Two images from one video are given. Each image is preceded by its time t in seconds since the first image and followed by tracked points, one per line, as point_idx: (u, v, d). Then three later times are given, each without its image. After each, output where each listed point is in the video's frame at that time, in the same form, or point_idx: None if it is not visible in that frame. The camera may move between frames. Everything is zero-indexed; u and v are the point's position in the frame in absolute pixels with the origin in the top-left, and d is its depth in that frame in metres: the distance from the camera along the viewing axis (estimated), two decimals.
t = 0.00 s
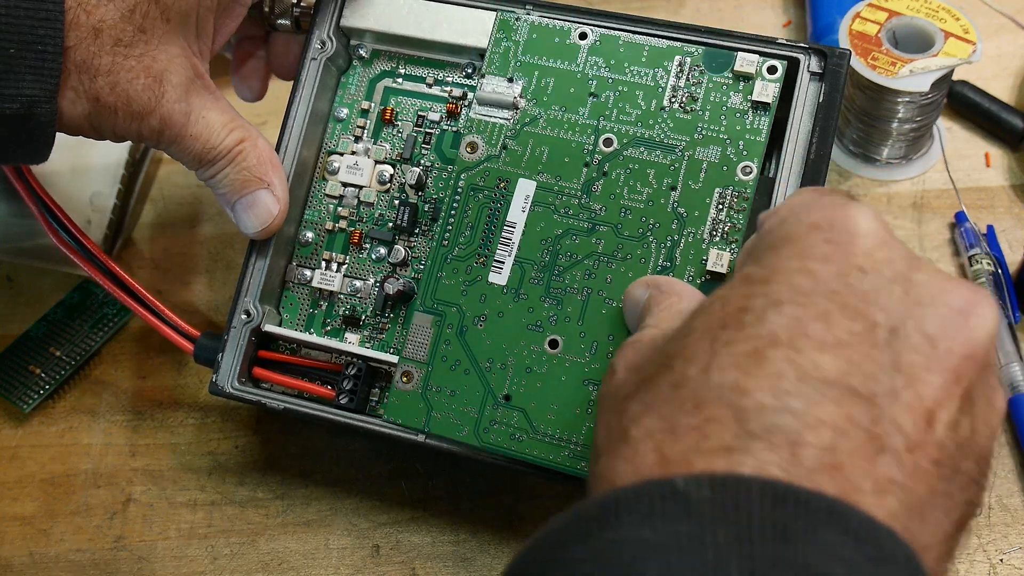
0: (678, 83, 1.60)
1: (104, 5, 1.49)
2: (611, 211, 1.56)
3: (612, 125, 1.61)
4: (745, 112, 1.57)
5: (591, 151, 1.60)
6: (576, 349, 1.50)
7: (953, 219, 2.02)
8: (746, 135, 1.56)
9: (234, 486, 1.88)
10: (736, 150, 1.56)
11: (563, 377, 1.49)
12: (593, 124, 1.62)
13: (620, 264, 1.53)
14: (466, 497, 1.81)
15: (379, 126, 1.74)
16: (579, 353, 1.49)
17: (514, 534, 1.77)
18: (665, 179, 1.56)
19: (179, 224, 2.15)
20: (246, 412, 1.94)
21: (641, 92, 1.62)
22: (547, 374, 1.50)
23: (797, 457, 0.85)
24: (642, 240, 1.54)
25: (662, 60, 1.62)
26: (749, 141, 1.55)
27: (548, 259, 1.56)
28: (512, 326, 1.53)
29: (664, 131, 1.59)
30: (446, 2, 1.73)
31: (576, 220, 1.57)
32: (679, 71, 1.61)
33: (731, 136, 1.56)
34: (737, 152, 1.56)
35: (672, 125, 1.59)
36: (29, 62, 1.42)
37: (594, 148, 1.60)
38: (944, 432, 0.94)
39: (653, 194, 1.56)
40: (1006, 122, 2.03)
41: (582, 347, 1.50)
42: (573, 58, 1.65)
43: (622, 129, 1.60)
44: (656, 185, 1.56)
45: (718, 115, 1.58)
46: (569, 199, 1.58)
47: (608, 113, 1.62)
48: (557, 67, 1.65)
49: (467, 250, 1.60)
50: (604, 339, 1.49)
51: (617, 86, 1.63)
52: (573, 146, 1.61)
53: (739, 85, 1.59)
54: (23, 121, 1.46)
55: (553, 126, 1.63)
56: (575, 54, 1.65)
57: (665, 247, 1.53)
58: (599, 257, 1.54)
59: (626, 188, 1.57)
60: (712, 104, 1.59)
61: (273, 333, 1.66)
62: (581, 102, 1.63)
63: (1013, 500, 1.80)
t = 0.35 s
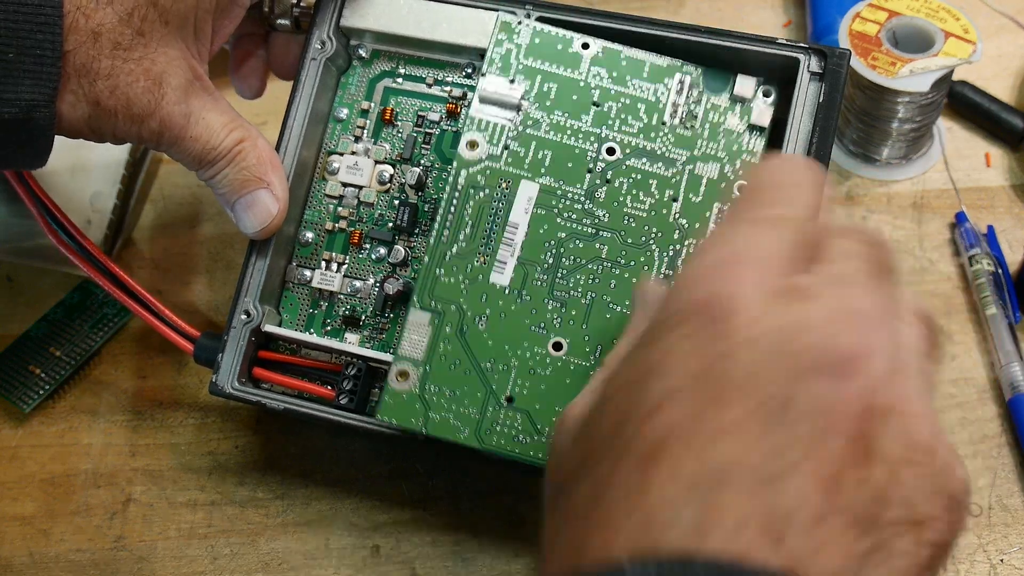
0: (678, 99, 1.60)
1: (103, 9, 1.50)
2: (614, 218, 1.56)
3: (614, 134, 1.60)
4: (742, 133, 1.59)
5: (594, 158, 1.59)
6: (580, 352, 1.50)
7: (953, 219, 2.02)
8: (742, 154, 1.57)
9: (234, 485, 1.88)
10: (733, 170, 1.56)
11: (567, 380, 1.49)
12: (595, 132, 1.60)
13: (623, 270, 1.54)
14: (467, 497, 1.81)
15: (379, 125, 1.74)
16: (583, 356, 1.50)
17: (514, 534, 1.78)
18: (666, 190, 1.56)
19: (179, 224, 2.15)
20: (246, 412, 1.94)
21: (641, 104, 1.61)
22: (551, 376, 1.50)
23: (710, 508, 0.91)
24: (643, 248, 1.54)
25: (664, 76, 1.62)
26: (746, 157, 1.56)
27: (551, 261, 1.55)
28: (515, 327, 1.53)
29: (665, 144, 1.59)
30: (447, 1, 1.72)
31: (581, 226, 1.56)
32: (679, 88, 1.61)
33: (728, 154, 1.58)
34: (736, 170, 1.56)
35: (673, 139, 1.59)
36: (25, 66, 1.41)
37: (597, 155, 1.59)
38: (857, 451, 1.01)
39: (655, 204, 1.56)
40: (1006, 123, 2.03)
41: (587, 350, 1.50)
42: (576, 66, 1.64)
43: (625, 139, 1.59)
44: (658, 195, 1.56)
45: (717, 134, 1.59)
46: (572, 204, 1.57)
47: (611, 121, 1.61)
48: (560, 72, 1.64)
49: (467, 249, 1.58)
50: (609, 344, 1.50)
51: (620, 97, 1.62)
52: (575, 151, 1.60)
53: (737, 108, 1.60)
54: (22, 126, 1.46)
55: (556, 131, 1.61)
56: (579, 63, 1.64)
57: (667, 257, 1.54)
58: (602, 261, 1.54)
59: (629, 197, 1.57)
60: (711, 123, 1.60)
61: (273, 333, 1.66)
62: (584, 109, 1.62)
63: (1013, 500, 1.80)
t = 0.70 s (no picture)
0: (677, 92, 1.60)
1: (98, 12, 1.50)
2: (613, 218, 1.55)
3: (613, 134, 1.60)
4: (744, 122, 1.57)
5: (592, 160, 1.59)
6: (582, 356, 1.50)
7: (953, 219, 2.02)
8: (747, 145, 1.56)
9: (234, 485, 1.88)
10: (735, 160, 1.55)
11: (569, 386, 1.50)
12: (592, 133, 1.60)
13: (624, 272, 1.53)
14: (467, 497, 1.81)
15: (378, 126, 1.74)
16: (585, 361, 1.50)
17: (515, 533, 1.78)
18: (666, 188, 1.56)
19: (179, 224, 2.15)
20: (246, 412, 1.93)
21: (639, 99, 1.61)
22: (552, 382, 1.50)
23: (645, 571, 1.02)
24: (644, 248, 1.54)
25: (661, 69, 1.62)
26: (749, 147, 1.55)
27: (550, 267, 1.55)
28: (515, 333, 1.53)
29: (665, 140, 1.58)
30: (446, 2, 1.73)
31: (578, 228, 1.56)
32: (677, 81, 1.61)
33: (730, 146, 1.57)
34: (740, 160, 1.55)
35: (672, 134, 1.58)
36: (20, 70, 1.41)
37: (595, 157, 1.59)
38: None
39: (655, 203, 1.55)
40: (1006, 123, 2.03)
41: (587, 353, 1.50)
42: (572, 67, 1.64)
43: (622, 138, 1.59)
44: (657, 194, 1.56)
45: (718, 126, 1.58)
46: (570, 207, 1.57)
47: (609, 121, 1.61)
48: (556, 75, 1.64)
49: (466, 256, 1.58)
50: (610, 346, 1.50)
51: (617, 95, 1.62)
52: (573, 154, 1.60)
53: (739, 96, 1.59)
54: (18, 130, 1.46)
55: (553, 135, 1.61)
56: (575, 63, 1.64)
57: (668, 255, 1.53)
58: (602, 264, 1.54)
59: (628, 196, 1.56)
60: (710, 113, 1.59)
61: (272, 333, 1.66)
62: (580, 110, 1.62)
63: (1013, 500, 1.80)
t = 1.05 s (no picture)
0: (678, 92, 1.60)
1: (99, 12, 1.51)
2: (613, 217, 1.56)
3: (613, 134, 1.60)
4: (744, 122, 1.57)
5: (592, 159, 1.59)
6: (582, 356, 1.50)
7: (953, 220, 2.02)
8: (747, 145, 1.56)
9: (234, 485, 1.88)
10: (735, 161, 1.55)
11: (569, 385, 1.50)
12: (593, 133, 1.60)
13: (624, 271, 1.53)
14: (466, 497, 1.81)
15: (379, 126, 1.74)
16: (585, 360, 1.50)
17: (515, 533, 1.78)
18: (666, 188, 1.56)
19: (179, 224, 2.15)
20: (246, 412, 1.94)
21: (640, 98, 1.61)
22: (552, 381, 1.50)
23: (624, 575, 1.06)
24: (644, 247, 1.54)
25: (661, 69, 1.62)
26: (749, 148, 1.55)
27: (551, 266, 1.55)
28: (516, 332, 1.53)
29: (665, 140, 1.58)
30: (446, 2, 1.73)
31: (579, 228, 1.56)
32: (678, 81, 1.61)
33: (731, 145, 1.57)
34: (740, 160, 1.55)
35: (672, 134, 1.58)
36: (23, 70, 1.42)
37: (596, 156, 1.59)
38: None
39: (655, 202, 1.55)
40: (1006, 123, 2.03)
41: (588, 353, 1.50)
42: (572, 67, 1.64)
43: (622, 137, 1.59)
44: (658, 193, 1.56)
45: (718, 125, 1.58)
46: (571, 206, 1.57)
47: (610, 121, 1.61)
48: (556, 75, 1.64)
49: (467, 256, 1.58)
50: (610, 345, 1.50)
51: (617, 95, 1.62)
52: (574, 154, 1.60)
53: (739, 95, 1.59)
54: (21, 130, 1.46)
55: (553, 135, 1.61)
56: (575, 63, 1.64)
57: (668, 254, 1.53)
58: (602, 263, 1.54)
59: (628, 195, 1.56)
60: (711, 113, 1.59)
61: (273, 333, 1.66)
62: (581, 110, 1.62)
63: (1013, 500, 1.80)
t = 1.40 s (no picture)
0: (678, 92, 1.60)
1: (97, 14, 1.50)
2: (613, 218, 1.56)
3: (613, 134, 1.60)
4: (744, 122, 1.57)
5: (592, 160, 1.59)
6: (582, 356, 1.50)
7: (953, 219, 2.02)
8: (747, 145, 1.56)
9: (234, 485, 1.88)
10: (735, 161, 1.55)
11: (569, 385, 1.50)
12: (592, 133, 1.60)
13: (623, 271, 1.53)
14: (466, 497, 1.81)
15: (379, 126, 1.75)
16: (585, 360, 1.50)
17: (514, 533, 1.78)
18: (666, 188, 1.56)
19: (179, 224, 2.15)
20: (246, 412, 1.94)
21: (639, 98, 1.61)
22: (552, 382, 1.50)
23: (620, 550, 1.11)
24: (644, 247, 1.54)
25: (661, 69, 1.62)
26: (749, 148, 1.55)
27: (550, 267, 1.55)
28: (515, 333, 1.53)
29: (665, 140, 1.58)
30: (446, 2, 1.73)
31: (579, 228, 1.56)
32: (677, 81, 1.61)
33: (731, 145, 1.57)
34: (740, 160, 1.55)
35: (672, 134, 1.58)
36: (21, 73, 1.42)
37: (595, 156, 1.59)
38: None
39: (655, 202, 1.55)
40: (1006, 123, 2.03)
41: (587, 353, 1.50)
42: (572, 67, 1.64)
43: (622, 137, 1.59)
44: (657, 193, 1.56)
45: (718, 125, 1.58)
46: (570, 207, 1.57)
47: (609, 121, 1.61)
48: (556, 75, 1.64)
49: (467, 257, 1.58)
50: (610, 346, 1.50)
51: (617, 95, 1.62)
52: (574, 154, 1.60)
53: (739, 95, 1.59)
54: (19, 132, 1.46)
55: (553, 136, 1.61)
56: (575, 63, 1.64)
57: (668, 254, 1.53)
58: (602, 264, 1.54)
59: (628, 195, 1.56)
60: (711, 113, 1.59)
61: (272, 334, 1.66)
62: (581, 110, 1.62)
63: (1013, 500, 1.80)
